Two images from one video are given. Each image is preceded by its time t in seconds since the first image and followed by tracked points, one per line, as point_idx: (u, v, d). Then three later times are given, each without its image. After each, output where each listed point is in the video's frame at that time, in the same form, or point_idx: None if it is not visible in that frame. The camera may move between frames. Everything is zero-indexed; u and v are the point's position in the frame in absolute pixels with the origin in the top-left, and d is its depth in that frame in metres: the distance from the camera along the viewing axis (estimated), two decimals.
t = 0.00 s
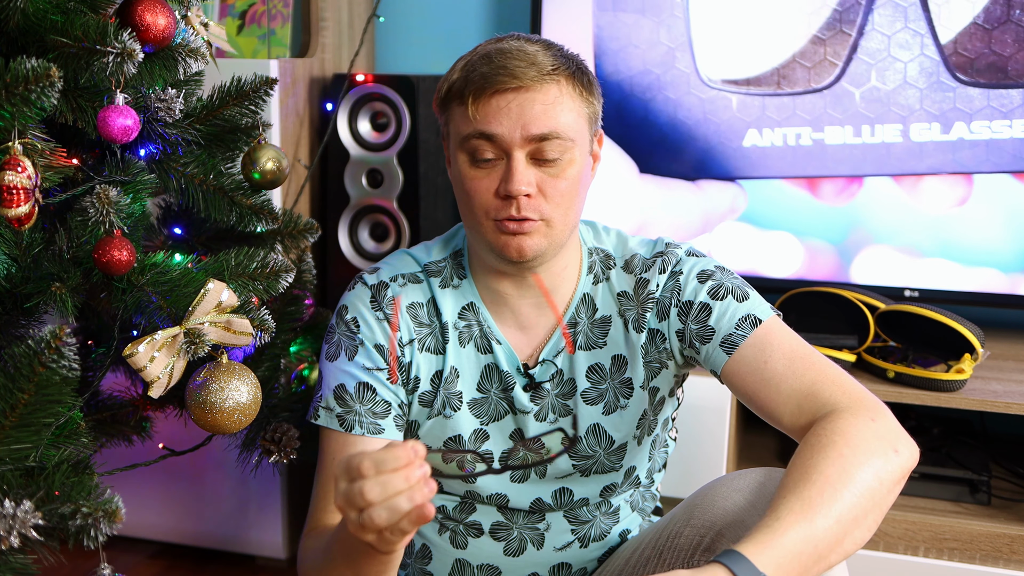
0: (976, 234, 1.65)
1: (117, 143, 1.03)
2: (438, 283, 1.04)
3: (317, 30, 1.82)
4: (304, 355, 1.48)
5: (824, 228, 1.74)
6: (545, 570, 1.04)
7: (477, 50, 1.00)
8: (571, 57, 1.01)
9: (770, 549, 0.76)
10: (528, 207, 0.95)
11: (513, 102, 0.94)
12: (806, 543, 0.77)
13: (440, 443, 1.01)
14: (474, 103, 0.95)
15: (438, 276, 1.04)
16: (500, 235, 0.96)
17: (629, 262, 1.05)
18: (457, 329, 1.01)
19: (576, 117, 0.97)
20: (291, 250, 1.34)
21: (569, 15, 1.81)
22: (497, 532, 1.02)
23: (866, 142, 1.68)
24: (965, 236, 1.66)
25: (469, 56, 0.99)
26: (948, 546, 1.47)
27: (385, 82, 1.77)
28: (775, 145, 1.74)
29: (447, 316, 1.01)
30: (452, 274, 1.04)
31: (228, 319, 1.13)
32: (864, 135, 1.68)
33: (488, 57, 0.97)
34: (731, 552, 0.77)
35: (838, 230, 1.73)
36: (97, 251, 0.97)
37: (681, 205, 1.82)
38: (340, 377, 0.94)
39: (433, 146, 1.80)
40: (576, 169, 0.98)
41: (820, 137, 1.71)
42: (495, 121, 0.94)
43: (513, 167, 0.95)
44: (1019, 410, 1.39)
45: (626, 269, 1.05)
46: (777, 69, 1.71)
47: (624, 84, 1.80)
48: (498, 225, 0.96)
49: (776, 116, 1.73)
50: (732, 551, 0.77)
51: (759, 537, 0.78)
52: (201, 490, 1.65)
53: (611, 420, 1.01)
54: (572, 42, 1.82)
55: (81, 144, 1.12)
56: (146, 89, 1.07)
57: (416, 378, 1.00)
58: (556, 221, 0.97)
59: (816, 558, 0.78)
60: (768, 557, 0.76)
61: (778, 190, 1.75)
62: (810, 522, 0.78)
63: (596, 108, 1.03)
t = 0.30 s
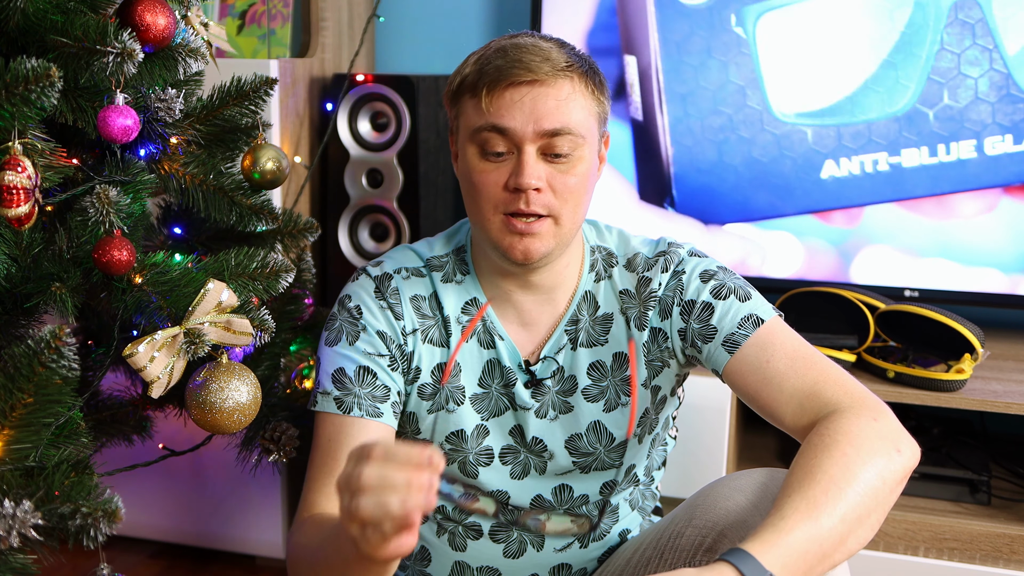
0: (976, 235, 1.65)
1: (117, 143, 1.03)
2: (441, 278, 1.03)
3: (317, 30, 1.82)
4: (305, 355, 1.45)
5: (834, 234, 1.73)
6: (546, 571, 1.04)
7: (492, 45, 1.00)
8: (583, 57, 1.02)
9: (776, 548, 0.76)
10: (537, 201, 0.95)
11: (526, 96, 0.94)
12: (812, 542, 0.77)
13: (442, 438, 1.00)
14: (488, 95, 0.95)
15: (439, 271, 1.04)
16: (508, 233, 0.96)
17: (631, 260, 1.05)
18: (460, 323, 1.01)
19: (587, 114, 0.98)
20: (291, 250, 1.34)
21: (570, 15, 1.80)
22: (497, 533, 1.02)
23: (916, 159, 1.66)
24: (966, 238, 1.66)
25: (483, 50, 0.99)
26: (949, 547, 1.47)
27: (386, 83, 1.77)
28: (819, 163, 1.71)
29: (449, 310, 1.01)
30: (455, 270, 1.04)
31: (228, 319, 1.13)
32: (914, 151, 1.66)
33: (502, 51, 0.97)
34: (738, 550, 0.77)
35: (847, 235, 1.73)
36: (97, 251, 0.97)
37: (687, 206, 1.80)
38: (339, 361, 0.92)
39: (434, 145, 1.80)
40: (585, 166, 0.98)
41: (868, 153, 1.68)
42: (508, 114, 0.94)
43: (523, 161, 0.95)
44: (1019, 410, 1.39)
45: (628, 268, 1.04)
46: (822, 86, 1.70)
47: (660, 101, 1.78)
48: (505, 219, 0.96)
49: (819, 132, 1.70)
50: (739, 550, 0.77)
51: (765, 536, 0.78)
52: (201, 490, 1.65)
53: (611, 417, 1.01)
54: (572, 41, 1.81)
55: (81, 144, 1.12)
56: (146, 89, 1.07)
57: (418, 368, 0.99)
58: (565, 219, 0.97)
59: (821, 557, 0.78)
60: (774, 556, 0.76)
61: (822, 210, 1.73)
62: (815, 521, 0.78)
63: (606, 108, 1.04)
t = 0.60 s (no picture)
0: (976, 236, 1.66)
1: (117, 143, 1.03)
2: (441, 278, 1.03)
3: (317, 30, 1.82)
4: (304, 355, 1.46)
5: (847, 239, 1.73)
6: (545, 572, 1.04)
7: (461, 62, 0.95)
8: (550, 72, 0.95)
9: (775, 548, 0.76)
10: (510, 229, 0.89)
11: (485, 128, 0.88)
12: (811, 544, 0.77)
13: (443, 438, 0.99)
14: (447, 128, 0.90)
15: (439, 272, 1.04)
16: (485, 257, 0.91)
17: (632, 263, 1.05)
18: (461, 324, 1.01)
19: (554, 136, 0.91)
20: (291, 250, 1.34)
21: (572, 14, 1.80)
22: (497, 535, 1.02)
23: (958, 171, 1.64)
24: (964, 237, 1.66)
25: (448, 75, 0.94)
26: (948, 546, 1.47)
27: (385, 83, 1.77)
28: (861, 175, 1.69)
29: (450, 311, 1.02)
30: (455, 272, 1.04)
31: (228, 319, 1.13)
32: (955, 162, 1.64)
33: (461, 80, 0.91)
34: (736, 550, 0.77)
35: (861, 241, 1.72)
36: (97, 251, 0.97)
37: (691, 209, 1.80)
38: (345, 360, 0.92)
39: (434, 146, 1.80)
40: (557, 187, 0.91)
41: (912, 163, 1.66)
42: (468, 146, 0.88)
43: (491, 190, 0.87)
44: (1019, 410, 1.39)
45: (630, 270, 1.05)
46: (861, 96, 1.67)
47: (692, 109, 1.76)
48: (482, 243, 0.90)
49: (855, 142, 1.69)
50: (737, 549, 0.77)
51: (764, 536, 0.78)
52: (201, 491, 1.65)
53: (613, 420, 1.01)
54: (572, 41, 1.81)
55: (81, 144, 1.12)
56: (146, 89, 1.07)
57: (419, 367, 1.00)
58: (540, 240, 0.92)
59: (820, 559, 0.78)
60: (773, 556, 0.76)
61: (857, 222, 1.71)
62: (814, 522, 0.78)
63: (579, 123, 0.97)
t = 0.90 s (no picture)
0: (976, 236, 1.66)
1: (117, 143, 1.03)
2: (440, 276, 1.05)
3: (317, 30, 1.82)
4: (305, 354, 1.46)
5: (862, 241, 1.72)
6: (545, 571, 1.04)
7: (466, 63, 0.96)
8: (559, 70, 0.97)
9: (771, 547, 0.76)
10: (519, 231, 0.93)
11: (498, 133, 0.91)
12: (808, 543, 0.77)
13: (444, 435, 0.99)
14: (460, 132, 0.93)
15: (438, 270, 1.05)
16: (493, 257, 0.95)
17: (630, 263, 1.05)
18: (461, 320, 1.01)
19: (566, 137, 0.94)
20: (291, 250, 1.34)
21: (574, 12, 1.79)
22: (497, 535, 1.03)
23: (988, 175, 1.62)
24: (965, 236, 1.66)
25: (457, 75, 0.96)
26: (948, 546, 1.47)
27: (385, 82, 1.77)
28: (890, 177, 1.68)
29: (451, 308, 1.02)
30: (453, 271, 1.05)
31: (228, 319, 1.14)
32: (985, 166, 1.62)
33: (473, 84, 0.93)
34: (733, 550, 0.77)
35: (877, 241, 1.71)
36: (97, 251, 0.97)
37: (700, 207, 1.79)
38: (345, 350, 0.93)
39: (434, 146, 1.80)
40: (568, 188, 0.95)
41: (954, 168, 1.64)
42: (482, 148, 0.91)
43: (502, 193, 0.92)
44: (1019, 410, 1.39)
45: (628, 270, 1.04)
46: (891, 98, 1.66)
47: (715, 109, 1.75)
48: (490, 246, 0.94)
49: (882, 144, 1.67)
50: (734, 549, 0.77)
51: (760, 535, 0.78)
52: (201, 491, 1.65)
53: (611, 420, 1.01)
54: (572, 41, 1.81)
55: (81, 144, 1.12)
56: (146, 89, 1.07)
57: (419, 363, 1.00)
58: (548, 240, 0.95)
59: (817, 558, 0.78)
60: (769, 556, 0.76)
61: (881, 225, 1.70)
62: (811, 521, 0.78)
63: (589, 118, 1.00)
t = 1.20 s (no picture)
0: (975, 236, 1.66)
1: (117, 143, 1.03)
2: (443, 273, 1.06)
3: (317, 30, 1.82)
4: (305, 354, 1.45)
5: (870, 245, 1.72)
6: (545, 572, 1.04)
7: (468, 68, 0.97)
8: (563, 73, 0.98)
9: (770, 548, 0.76)
10: (531, 233, 0.95)
11: (512, 139, 0.93)
12: (807, 543, 0.77)
13: (449, 426, 1.00)
14: (471, 140, 0.94)
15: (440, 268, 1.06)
16: (505, 261, 0.96)
17: (630, 263, 1.05)
18: (463, 314, 1.03)
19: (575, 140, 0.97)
20: (291, 249, 1.34)
21: (574, 11, 1.79)
22: (497, 535, 1.03)
23: (1010, 175, 1.62)
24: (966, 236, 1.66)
25: (461, 81, 0.96)
26: (949, 546, 1.47)
27: (385, 82, 1.77)
28: (903, 182, 1.68)
29: (453, 303, 1.03)
30: (455, 270, 1.06)
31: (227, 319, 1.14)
32: (998, 171, 1.62)
33: (481, 89, 0.93)
34: (732, 551, 0.77)
35: (887, 245, 1.71)
36: (97, 251, 0.97)
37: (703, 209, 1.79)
38: (349, 330, 0.99)
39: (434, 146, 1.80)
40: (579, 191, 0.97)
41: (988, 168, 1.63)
42: (494, 155, 0.93)
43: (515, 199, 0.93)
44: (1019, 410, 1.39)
45: (627, 270, 1.05)
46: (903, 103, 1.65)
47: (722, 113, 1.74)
48: (502, 249, 0.96)
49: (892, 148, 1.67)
50: (733, 550, 0.77)
51: (760, 536, 0.78)
52: (201, 491, 1.65)
53: (610, 421, 1.01)
54: (572, 42, 1.81)
55: (81, 144, 1.12)
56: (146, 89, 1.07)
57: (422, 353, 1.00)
58: (561, 242, 0.97)
59: (816, 559, 0.78)
60: (768, 556, 0.76)
61: (893, 231, 1.70)
62: (810, 522, 0.78)
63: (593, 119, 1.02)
